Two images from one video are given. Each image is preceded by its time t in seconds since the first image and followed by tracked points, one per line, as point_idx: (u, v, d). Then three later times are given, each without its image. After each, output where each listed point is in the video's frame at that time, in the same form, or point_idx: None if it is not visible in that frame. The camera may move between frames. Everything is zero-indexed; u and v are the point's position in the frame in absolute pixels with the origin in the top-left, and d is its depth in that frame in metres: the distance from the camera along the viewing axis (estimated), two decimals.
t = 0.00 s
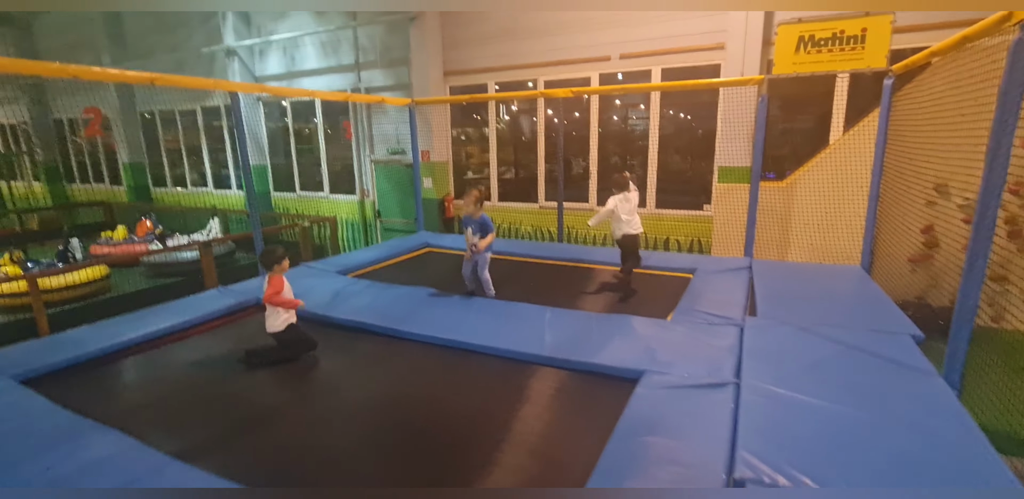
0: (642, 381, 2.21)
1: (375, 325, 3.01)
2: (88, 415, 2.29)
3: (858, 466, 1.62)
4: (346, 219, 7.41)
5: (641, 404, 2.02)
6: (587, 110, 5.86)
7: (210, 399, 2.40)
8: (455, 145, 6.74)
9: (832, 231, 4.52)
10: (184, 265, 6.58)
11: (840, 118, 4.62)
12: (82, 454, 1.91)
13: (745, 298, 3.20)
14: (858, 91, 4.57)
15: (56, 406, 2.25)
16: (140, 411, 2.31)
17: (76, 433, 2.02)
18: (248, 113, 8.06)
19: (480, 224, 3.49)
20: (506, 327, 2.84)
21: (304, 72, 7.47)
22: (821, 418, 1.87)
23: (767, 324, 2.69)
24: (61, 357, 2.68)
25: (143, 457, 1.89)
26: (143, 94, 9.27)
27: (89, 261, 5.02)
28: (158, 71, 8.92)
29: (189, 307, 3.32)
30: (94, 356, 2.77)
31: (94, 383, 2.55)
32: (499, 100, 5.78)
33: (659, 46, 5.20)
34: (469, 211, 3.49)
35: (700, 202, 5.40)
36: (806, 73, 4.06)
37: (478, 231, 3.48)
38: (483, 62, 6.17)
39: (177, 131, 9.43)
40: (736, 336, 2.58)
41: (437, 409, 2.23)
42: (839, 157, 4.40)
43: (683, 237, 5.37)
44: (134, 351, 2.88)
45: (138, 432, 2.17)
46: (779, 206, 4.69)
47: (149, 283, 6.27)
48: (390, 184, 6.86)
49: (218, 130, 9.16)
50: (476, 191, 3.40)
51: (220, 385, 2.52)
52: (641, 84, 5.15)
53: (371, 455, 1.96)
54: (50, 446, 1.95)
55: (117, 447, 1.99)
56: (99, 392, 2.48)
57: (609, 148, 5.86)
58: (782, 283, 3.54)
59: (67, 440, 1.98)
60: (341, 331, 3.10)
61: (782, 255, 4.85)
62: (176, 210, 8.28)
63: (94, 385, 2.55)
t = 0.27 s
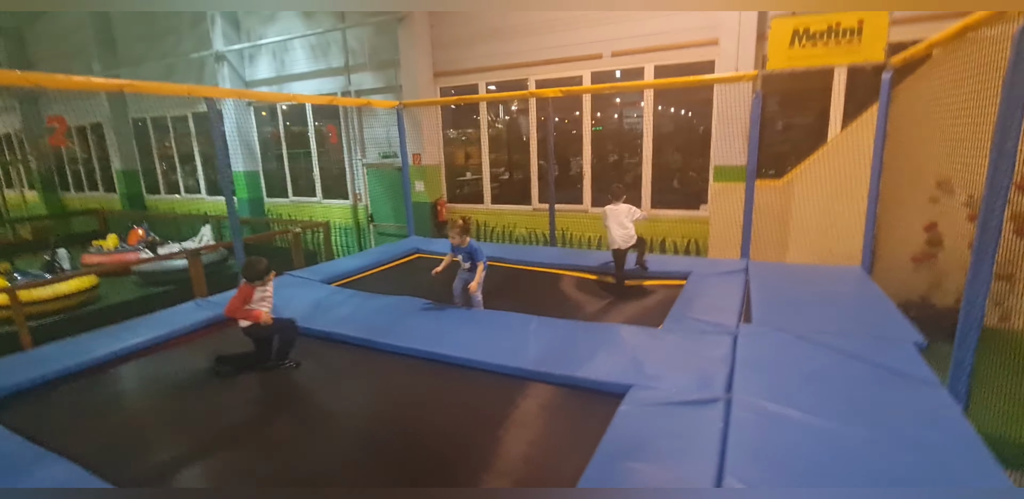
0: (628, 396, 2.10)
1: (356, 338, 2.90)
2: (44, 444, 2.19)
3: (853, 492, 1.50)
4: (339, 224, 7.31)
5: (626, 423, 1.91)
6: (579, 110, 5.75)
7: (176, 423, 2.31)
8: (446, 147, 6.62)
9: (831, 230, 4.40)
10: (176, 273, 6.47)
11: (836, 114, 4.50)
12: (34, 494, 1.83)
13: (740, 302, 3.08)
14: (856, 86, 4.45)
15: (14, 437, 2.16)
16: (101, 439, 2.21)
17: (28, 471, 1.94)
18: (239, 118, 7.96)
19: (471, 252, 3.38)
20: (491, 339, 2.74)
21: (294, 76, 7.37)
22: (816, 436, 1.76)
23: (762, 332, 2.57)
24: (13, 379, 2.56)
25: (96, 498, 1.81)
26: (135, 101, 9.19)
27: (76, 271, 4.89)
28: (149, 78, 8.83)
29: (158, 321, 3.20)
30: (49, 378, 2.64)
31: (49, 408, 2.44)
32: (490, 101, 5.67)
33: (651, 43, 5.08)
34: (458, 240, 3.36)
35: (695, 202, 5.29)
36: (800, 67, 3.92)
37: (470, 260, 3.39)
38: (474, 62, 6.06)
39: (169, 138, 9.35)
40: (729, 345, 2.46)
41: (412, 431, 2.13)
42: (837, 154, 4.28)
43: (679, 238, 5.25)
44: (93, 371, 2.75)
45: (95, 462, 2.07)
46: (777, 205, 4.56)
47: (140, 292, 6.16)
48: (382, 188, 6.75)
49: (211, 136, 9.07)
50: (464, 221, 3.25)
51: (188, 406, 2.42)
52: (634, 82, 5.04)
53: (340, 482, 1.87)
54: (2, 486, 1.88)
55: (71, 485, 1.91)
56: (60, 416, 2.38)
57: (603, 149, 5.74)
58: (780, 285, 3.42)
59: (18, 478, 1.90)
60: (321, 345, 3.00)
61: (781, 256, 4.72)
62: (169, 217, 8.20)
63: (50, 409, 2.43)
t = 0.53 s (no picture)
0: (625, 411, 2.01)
1: (347, 343, 2.83)
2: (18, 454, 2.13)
3: None
4: (340, 223, 7.24)
5: (621, 440, 1.82)
6: (583, 109, 5.64)
7: (156, 434, 2.24)
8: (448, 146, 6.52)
9: (840, 235, 4.27)
10: (175, 271, 6.43)
11: (846, 115, 4.38)
12: None
13: (745, 310, 2.97)
14: (867, 85, 4.32)
15: None
16: (78, 450, 2.15)
17: None
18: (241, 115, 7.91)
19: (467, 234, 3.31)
20: (484, 346, 2.65)
21: (296, 73, 7.30)
22: (823, 457, 1.66)
23: (766, 343, 2.47)
24: None
25: None
26: (139, 98, 9.17)
27: (74, 269, 4.86)
28: (152, 74, 8.80)
29: (144, 324, 3.13)
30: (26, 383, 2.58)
31: (24, 415, 2.37)
32: (492, 99, 5.57)
33: (657, 41, 4.97)
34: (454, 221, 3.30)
35: (701, 204, 5.17)
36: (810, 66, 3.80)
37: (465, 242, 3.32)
38: (477, 60, 5.96)
39: (172, 135, 9.31)
40: (732, 357, 2.37)
41: (398, 445, 2.05)
42: (846, 157, 4.16)
43: (684, 241, 5.14)
44: (72, 377, 2.68)
45: (70, 475, 2.01)
46: (784, 208, 4.44)
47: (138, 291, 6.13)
48: (383, 187, 6.67)
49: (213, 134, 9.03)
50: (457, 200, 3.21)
51: (170, 416, 2.36)
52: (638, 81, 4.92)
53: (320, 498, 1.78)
54: None
55: None
56: (37, 425, 2.31)
57: (607, 148, 5.64)
58: (786, 291, 3.31)
59: None
60: (312, 350, 2.93)
61: (788, 261, 4.60)
62: (170, 215, 8.16)
63: (25, 417, 2.37)
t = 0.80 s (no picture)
0: (629, 426, 1.92)
1: (345, 346, 2.76)
2: None
3: None
4: (346, 221, 7.18)
5: (625, 457, 1.73)
6: (593, 110, 5.54)
7: (141, 434, 2.16)
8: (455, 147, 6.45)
9: (856, 244, 4.14)
10: (180, 266, 6.40)
11: (865, 120, 4.25)
12: None
13: (757, 322, 2.86)
14: (887, 89, 4.18)
15: None
16: (59, 448, 2.08)
17: None
18: (249, 111, 7.89)
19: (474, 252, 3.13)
20: (485, 353, 2.57)
21: (305, 69, 7.26)
22: (841, 484, 1.55)
23: (780, 358, 2.36)
24: None
25: None
26: (149, 93, 9.19)
27: (77, 263, 4.84)
28: (163, 69, 8.81)
29: (136, 322, 3.06)
30: (9, 380, 2.51)
31: (9, 413, 2.32)
32: (501, 98, 5.48)
33: (670, 42, 4.86)
34: (460, 239, 3.10)
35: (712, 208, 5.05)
36: (830, 69, 3.68)
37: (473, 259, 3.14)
38: (486, 59, 5.88)
39: (181, 130, 9.32)
40: (743, 372, 2.26)
41: (392, 455, 1.96)
42: (864, 164, 4.03)
43: (694, 246, 5.02)
44: (58, 374, 2.61)
45: (49, 475, 1.94)
46: (799, 215, 4.31)
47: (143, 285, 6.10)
48: (390, 185, 6.59)
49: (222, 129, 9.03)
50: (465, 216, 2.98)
51: (157, 416, 2.28)
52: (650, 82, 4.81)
53: None
54: None
55: None
56: (19, 421, 2.25)
57: (616, 151, 5.53)
58: (800, 302, 3.19)
59: None
60: (309, 352, 2.86)
61: (802, 270, 4.46)
62: (177, 209, 8.15)
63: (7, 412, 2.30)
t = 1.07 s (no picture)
0: (638, 452, 1.82)
1: (347, 345, 2.69)
2: None
3: None
4: (358, 214, 7.14)
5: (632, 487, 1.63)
6: (613, 115, 5.43)
7: (131, 432, 2.10)
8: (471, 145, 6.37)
9: (882, 266, 3.98)
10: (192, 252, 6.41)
11: (897, 136, 4.06)
12: None
13: (776, 343, 2.73)
14: (923, 105, 3.98)
15: None
16: (45, 444, 2.02)
17: None
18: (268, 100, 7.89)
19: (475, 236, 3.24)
20: (490, 362, 2.48)
21: (325, 61, 7.23)
22: None
23: (800, 385, 2.24)
24: None
25: None
26: (172, 78, 9.25)
27: (90, 244, 4.86)
28: (186, 55, 8.86)
29: (134, 312, 3.01)
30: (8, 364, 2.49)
31: (5, 398, 2.29)
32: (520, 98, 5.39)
33: (696, 48, 4.73)
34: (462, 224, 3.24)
35: (732, 220, 4.90)
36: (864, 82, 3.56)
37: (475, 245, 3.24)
38: (506, 58, 5.79)
39: (201, 116, 9.37)
40: (761, 398, 2.15)
41: (387, 466, 1.88)
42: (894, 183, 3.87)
43: (710, 258, 4.88)
44: (49, 364, 2.56)
45: (34, 472, 1.88)
46: (822, 233, 4.16)
47: (155, 269, 6.12)
48: (404, 181, 6.54)
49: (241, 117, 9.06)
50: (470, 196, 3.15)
51: (148, 412, 2.22)
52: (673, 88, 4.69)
53: None
54: None
55: (2, 498, 1.73)
56: (7, 413, 2.20)
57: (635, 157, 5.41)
58: (821, 324, 3.05)
59: None
60: (310, 349, 2.79)
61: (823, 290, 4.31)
62: (193, 195, 8.19)
63: None
